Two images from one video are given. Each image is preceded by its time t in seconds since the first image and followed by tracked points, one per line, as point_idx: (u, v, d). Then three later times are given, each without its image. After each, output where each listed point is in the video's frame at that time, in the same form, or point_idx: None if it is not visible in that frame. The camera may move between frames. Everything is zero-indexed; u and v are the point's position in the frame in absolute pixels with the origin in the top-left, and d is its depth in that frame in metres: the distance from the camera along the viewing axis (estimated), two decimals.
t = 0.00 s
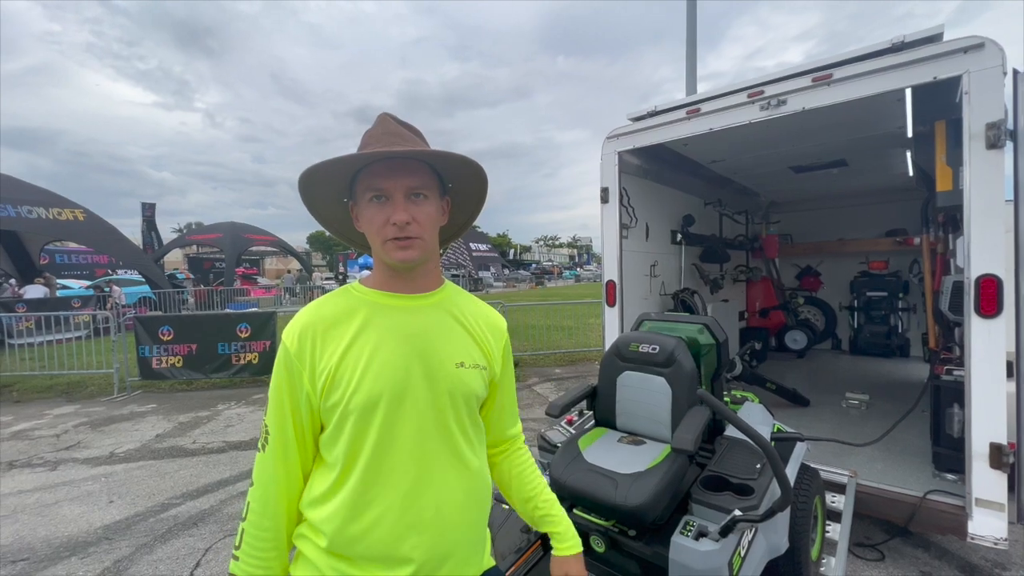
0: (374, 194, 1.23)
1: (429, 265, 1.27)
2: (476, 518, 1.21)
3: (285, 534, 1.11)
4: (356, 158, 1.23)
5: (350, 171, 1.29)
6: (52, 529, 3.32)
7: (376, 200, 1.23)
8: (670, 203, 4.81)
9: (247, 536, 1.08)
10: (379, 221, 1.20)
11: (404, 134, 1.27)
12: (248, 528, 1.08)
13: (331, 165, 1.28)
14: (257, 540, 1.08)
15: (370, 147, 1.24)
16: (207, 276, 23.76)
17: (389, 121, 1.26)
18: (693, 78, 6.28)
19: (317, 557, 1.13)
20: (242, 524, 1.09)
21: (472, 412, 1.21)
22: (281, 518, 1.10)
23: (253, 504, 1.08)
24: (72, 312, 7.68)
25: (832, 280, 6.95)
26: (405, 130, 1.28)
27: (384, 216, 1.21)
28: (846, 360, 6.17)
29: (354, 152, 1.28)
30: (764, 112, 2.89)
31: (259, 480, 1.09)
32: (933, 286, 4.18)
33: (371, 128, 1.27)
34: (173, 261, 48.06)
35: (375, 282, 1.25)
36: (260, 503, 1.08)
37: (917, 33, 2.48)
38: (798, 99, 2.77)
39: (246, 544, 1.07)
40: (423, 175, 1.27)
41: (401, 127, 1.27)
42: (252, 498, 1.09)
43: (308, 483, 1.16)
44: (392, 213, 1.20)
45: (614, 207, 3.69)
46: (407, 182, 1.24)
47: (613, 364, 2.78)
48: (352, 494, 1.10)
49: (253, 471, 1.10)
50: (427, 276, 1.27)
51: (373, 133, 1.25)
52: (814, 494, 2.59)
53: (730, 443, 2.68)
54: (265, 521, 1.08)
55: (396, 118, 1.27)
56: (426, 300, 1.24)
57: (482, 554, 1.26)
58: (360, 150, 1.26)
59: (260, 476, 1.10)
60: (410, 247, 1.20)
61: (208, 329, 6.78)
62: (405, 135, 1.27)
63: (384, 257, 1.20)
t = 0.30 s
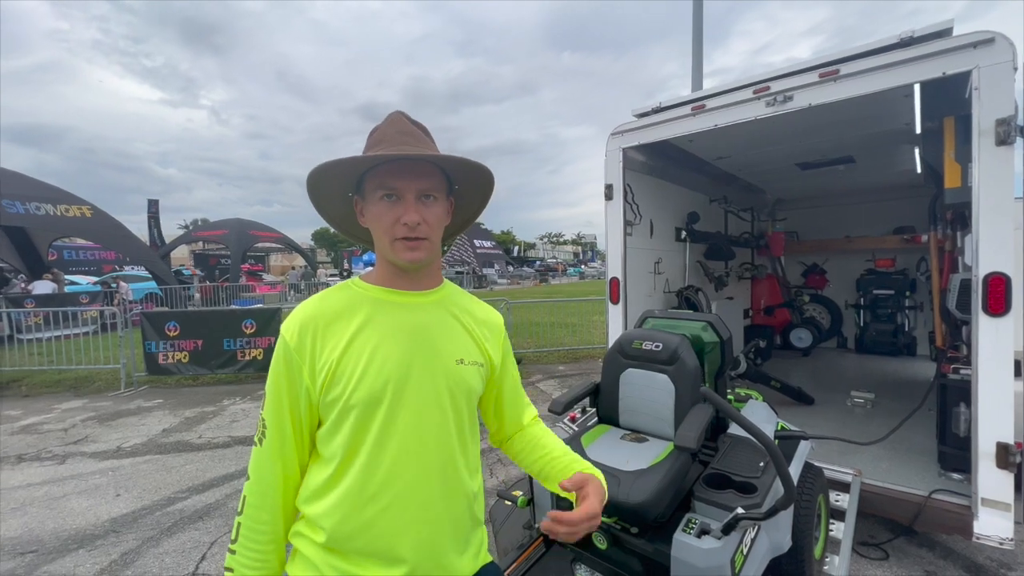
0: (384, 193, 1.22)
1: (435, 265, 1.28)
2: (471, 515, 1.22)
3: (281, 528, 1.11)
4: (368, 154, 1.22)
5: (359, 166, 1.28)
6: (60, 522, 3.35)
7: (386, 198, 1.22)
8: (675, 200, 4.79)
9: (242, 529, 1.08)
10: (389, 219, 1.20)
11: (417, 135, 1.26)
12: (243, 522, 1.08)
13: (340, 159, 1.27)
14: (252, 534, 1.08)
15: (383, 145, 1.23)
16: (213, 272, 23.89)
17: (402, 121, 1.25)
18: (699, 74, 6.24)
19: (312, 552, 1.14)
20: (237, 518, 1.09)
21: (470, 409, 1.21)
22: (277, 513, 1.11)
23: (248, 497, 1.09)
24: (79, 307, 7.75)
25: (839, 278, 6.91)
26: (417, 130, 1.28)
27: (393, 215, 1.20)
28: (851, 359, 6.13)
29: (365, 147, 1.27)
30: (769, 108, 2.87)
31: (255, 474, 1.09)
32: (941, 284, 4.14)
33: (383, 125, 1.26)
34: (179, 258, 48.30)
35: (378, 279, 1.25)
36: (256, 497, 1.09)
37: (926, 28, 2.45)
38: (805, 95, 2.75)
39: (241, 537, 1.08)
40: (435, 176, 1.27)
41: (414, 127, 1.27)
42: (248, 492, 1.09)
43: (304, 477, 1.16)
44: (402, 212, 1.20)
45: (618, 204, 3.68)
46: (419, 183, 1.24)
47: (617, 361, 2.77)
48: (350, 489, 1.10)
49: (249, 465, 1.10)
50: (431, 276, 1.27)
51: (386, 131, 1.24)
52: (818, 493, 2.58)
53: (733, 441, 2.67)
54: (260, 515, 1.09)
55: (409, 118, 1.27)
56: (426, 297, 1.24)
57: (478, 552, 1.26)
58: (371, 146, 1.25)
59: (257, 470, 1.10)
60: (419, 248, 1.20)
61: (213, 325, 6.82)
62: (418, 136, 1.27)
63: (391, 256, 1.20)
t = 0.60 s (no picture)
0: (375, 183, 1.23)
1: (429, 252, 1.28)
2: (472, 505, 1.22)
3: (282, 520, 1.12)
4: (357, 147, 1.23)
5: (350, 160, 1.28)
6: (72, 513, 3.41)
7: (377, 189, 1.23)
8: (682, 196, 4.76)
9: (242, 523, 1.09)
10: (380, 208, 1.21)
11: (405, 126, 1.27)
12: (243, 517, 1.09)
13: (330, 154, 1.28)
14: (253, 527, 1.09)
15: (372, 137, 1.24)
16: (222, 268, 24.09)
17: (389, 113, 1.26)
18: (708, 70, 6.20)
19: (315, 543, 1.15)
20: (238, 512, 1.10)
21: (472, 398, 1.21)
22: (278, 506, 1.11)
23: (250, 491, 1.09)
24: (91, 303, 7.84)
25: (848, 276, 6.83)
26: (406, 121, 1.28)
27: (384, 205, 1.21)
28: (860, 357, 6.08)
29: (355, 141, 1.28)
30: (779, 103, 2.84)
31: (256, 467, 1.10)
32: (952, 282, 4.09)
33: (372, 119, 1.27)
34: (188, 253, 48.75)
35: (375, 269, 1.26)
36: (258, 489, 1.09)
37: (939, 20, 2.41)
38: (815, 90, 2.72)
39: (242, 531, 1.08)
40: (424, 164, 1.27)
41: (402, 119, 1.28)
42: (249, 485, 1.09)
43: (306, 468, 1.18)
44: (393, 201, 1.20)
45: (624, 200, 3.66)
46: (407, 171, 1.24)
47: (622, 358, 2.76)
48: (351, 479, 1.11)
49: (250, 458, 1.11)
50: (428, 265, 1.27)
51: (374, 123, 1.25)
52: (825, 491, 2.56)
53: (739, 438, 2.66)
54: (261, 507, 1.09)
55: (397, 110, 1.28)
56: (427, 286, 1.25)
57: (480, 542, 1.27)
58: (361, 139, 1.26)
59: (259, 462, 1.10)
60: (412, 235, 1.20)
61: (222, 321, 6.87)
62: (407, 127, 1.28)
63: (384, 244, 1.20)
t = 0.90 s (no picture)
0: (373, 183, 1.23)
1: (428, 252, 1.27)
2: (478, 498, 1.24)
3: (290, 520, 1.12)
4: (353, 147, 1.23)
5: (347, 159, 1.28)
6: (86, 503, 3.47)
7: (374, 189, 1.23)
8: (691, 192, 4.72)
9: (251, 524, 1.09)
10: (378, 209, 1.20)
11: (401, 124, 1.27)
12: (252, 517, 1.09)
13: (327, 154, 1.28)
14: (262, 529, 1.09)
15: (368, 136, 1.24)
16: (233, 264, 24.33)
17: (384, 111, 1.26)
18: (719, 64, 6.13)
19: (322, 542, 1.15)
20: (246, 513, 1.10)
21: (473, 394, 1.22)
22: (286, 506, 1.12)
23: (257, 492, 1.10)
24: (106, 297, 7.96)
25: (861, 273, 6.74)
26: (401, 119, 1.28)
27: (382, 205, 1.20)
28: (872, 356, 6.00)
29: (351, 141, 1.28)
30: (791, 97, 2.80)
31: (262, 469, 1.10)
32: (968, 279, 4.01)
33: (367, 117, 1.27)
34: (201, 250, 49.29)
35: (374, 270, 1.25)
36: (265, 491, 1.10)
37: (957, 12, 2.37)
38: (827, 83, 2.67)
39: (251, 533, 1.09)
40: (421, 163, 1.27)
41: (398, 117, 1.28)
42: (256, 487, 1.10)
43: (311, 468, 1.18)
44: (391, 201, 1.20)
45: (633, 196, 3.64)
46: (404, 170, 1.24)
47: (629, 355, 2.75)
48: (358, 478, 1.11)
49: (256, 460, 1.11)
50: (427, 265, 1.27)
51: (370, 122, 1.25)
52: (834, 490, 2.53)
53: (748, 436, 2.64)
54: (269, 508, 1.10)
55: (392, 108, 1.28)
56: (426, 285, 1.25)
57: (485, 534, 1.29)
58: (357, 138, 1.26)
59: (264, 464, 1.10)
60: (410, 235, 1.20)
61: (232, 316, 6.94)
62: (402, 125, 1.28)
63: (383, 245, 1.20)
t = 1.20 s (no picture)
0: (380, 183, 1.22)
1: (434, 251, 1.27)
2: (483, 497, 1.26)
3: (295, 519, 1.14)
4: (359, 147, 1.22)
5: (354, 160, 1.28)
6: (105, 495, 3.54)
7: (382, 189, 1.22)
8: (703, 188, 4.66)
9: (258, 521, 1.11)
10: (386, 209, 1.20)
11: (407, 124, 1.27)
12: (258, 515, 1.11)
13: (334, 156, 1.28)
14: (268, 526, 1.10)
15: (375, 135, 1.24)
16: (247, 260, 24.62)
17: (390, 111, 1.26)
18: (733, 57, 6.03)
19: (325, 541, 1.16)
20: (252, 510, 1.12)
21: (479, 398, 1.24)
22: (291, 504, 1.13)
23: (263, 491, 1.11)
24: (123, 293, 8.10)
25: (878, 270, 6.63)
26: (406, 119, 1.28)
27: (390, 205, 1.20)
28: (888, 354, 5.90)
29: (357, 141, 1.27)
30: (806, 91, 2.75)
31: (269, 469, 1.11)
32: (989, 276, 3.92)
33: (373, 118, 1.27)
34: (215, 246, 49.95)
35: (381, 270, 1.25)
36: (271, 490, 1.11)
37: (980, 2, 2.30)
38: (844, 76, 2.62)
39: (258, 530, 1.10)
40: (428, 162, 1.26)
41: (403, 117, 1.28)
42: (263, 486, 1.11)
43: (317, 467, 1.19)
44: (399, 201, 1.20)
45: (643, 192, 3.61)
46: (412, 170, 1.23)
47: (639, 352, 2.73)
48: (367, 480, 1.12)
49: (262, 460, 1.11)
50: (433, 267, 1.27)
51: (376, 122, 1.25)
52: (847, 491, 2.50)
53: (759, 435, 2.61)
54: (275, 507, 1.11)
55: (398, 109, 1.27)
56: (432, 288, 1.25)
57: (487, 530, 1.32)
58: (364, 138, 1.26)
59: (271, 463, 1.11)
60: (418, 234, 1.20)
61: (246, 312, 7.03)
62: (408, 125, 1.28)
63: (391, 244, 1.20)
